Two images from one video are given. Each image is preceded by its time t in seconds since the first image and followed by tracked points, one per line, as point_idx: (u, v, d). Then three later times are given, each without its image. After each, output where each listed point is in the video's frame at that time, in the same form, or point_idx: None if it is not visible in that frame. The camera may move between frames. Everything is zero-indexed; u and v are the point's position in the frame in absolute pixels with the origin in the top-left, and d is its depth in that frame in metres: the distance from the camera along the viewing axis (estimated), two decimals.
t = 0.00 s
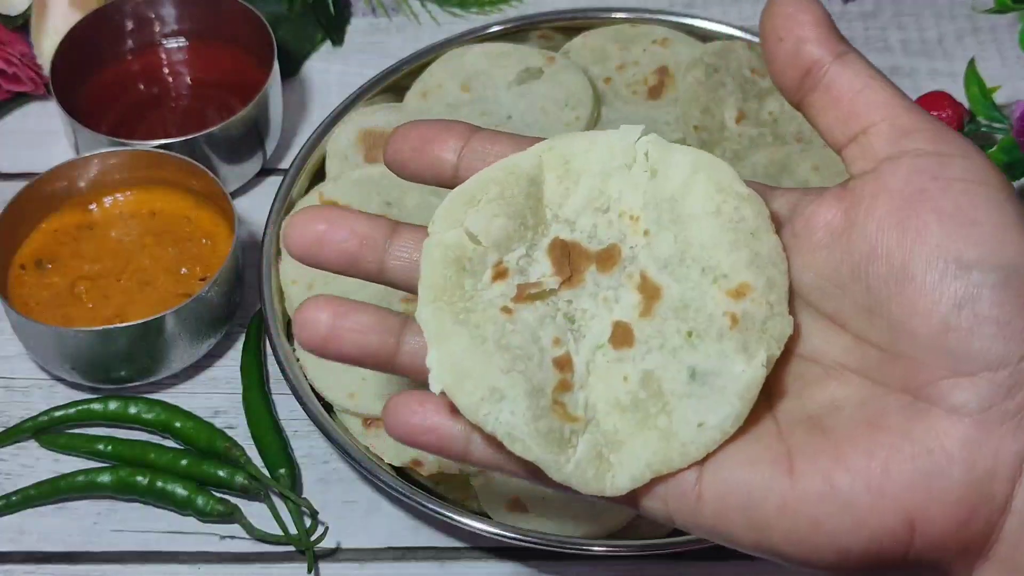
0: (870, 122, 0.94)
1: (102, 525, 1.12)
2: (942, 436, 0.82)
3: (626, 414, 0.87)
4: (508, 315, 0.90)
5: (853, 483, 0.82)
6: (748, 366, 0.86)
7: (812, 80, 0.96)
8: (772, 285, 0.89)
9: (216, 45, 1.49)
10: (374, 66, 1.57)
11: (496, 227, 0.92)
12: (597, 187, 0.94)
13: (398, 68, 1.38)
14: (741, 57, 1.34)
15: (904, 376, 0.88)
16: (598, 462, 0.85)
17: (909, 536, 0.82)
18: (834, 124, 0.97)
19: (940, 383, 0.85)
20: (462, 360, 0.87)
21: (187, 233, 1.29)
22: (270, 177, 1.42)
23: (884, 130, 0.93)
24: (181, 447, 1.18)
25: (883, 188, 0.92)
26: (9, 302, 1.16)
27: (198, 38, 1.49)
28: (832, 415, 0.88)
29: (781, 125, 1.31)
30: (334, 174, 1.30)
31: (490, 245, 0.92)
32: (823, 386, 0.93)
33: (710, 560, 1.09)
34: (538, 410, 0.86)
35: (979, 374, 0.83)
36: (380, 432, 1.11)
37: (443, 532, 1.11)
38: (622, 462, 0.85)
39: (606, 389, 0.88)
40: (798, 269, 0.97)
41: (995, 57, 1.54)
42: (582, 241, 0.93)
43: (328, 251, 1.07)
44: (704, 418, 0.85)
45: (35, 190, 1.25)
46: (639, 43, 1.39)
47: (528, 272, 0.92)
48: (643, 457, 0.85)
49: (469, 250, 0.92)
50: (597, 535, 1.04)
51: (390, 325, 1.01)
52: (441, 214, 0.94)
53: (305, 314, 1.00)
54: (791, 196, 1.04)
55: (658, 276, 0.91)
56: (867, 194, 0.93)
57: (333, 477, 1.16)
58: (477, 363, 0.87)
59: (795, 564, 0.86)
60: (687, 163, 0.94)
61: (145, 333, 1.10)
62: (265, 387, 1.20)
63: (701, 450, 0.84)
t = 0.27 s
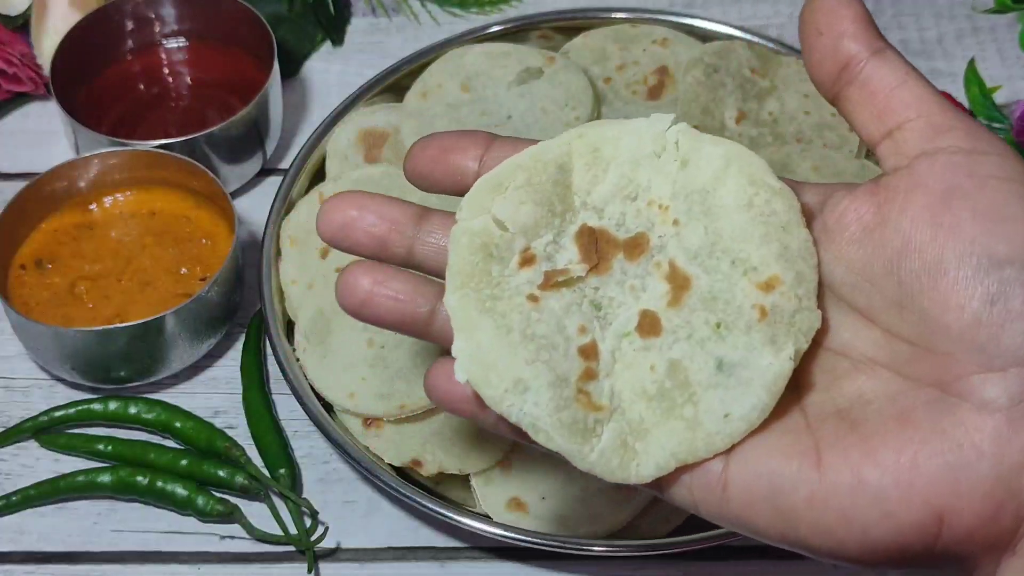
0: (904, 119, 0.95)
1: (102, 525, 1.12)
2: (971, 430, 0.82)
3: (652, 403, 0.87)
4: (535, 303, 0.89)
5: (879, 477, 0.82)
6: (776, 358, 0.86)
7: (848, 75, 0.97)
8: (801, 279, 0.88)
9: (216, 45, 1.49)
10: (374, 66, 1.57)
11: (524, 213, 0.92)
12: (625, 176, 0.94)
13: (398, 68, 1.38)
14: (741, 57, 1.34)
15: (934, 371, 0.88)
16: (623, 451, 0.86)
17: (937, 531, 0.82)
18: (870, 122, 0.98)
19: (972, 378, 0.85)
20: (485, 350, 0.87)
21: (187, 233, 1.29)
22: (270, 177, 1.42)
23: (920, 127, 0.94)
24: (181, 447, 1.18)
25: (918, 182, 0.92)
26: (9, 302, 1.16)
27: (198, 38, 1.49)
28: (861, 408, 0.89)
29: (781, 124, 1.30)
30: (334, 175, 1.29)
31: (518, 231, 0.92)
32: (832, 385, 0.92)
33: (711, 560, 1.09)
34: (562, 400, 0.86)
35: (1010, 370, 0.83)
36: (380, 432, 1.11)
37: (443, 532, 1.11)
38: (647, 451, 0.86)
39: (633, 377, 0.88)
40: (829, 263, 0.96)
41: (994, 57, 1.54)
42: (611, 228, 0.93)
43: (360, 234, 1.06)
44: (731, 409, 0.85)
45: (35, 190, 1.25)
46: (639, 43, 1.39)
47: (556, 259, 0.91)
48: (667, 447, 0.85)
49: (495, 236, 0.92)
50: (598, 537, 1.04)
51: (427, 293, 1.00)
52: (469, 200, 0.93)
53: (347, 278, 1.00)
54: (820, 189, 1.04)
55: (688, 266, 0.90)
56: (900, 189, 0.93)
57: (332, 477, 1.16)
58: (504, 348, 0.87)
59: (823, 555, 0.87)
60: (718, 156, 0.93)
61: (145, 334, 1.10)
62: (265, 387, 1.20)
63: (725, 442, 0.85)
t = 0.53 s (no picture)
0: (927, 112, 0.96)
1: (102, 525, 1.12)
2: (989, 416, 0.82)
3: (672, 382, 0.87)
4: (556, 281, 0.89)
5: (895, 460, 0.82)
6: (799, 344, 0.86)
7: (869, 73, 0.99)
8: (824, 265, 0.89)
9: (216, 45, 1.49)
10: (374, 66, 1.57)
11: (547, 190, 0.92)
12: (648, 156, 0.94)
13: (398, 68, 1.38)
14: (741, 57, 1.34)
15: (952, 358, 0.88)
16: (641, 431, 0.86)
17: (952, 516, 0.81)
18: (889, 118, 0.99)
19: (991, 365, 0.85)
20: (508, 329, 0.87)
21: (187, 233, 1.29)
22: (270, 177, 1.42)
23: (940, 120, 0.96)
24: (181, 447, 1.18)
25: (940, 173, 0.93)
26: (10, 302, 1.16)
27: (198, 38, 1.49)
28: (878, 393, 0.89)
29: (781, 124, 1.30)
30: (334, 174, 1.29)
31: (540, 208, 0.91)
32: (848, 371, 0.93)
33: (711, 559, 1.09)
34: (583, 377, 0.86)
35: None
36: (380, 432, 1.11)
37: (444, 532, 1.11)
38: (666, 431, 0.86)
39: (655, 355, 0.88)
40: (850, 250, 0.97)
41: (994, 58, 1.54)
42: (634, 208, 0.92)
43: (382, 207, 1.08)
44: (751, 392, 0.86)
45: (35, 190, 1.24)
46: (639, 43, 1.39)
47: (578, 237, 0.91)
48: (687, 427, 0.85)
49: (517, 213, 0.91)
50: (598, 536, 1.04)
51: (450, 263, 1.00)
52: (493, 177, 0.94)
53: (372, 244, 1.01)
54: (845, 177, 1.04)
55: (712, 249, 0.90)
56: (923, 179, 0.94)
57: (333, 477, 1.15)
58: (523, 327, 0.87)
59: (839, 540, 0.87)
60: (747, 140, 0.93)
61: (145, 334, 1.10)
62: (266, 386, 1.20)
63: (745, 423, 0.85)
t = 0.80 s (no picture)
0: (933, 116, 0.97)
1: (102, 525, 1.12)
2: (993, 414, 0.81)
3: (683, 377, 0.87)
4: (569, 276, 0.89)
5: (900, 458, 0.81)
6: (810, 341, 0.87)
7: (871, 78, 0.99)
8: (837, 268, 0.90)
9: (216, 45, 1.49)
10: (374, 66, 1.57)
11: (563, 186, 0.92)
12: (664, 157, 0.94)
13: (399, 68, 1.38)
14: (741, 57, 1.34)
15: (957, 358, 0.89)
16: (650, 423, 0.86)
17: (954, 513, 0.81)
18: (894, 122, 1.00)
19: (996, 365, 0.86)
20: (521, 321, 0.87)
21: (187, 233, 1.29)
22: (270, 177, 1.42)
23: (947, 126, 0.96)
24: (181, 447, 1.18)
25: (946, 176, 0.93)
26: (10, 302, 1.16)
27: (198, 38, 1.49)
28: (883, 392, 0.89)
29: (781, 124, 1.30)
30: (334, 174, 1.29)
31: (556, 204, 0.91)
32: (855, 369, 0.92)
33: (711, 560, 1.09)
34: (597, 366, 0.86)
35: None
36: (380, 432, 1.11)
37: (445, 532, 1.11)
38: (676, 424, 0.86)
39: (667, 350, 0.88)
40: (860, 254, 0.97)
41: (995, 58, 1.54)
42: (648, 207, 0.92)
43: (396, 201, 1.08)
44: (762, 387, 0.86)
45: (35, 190, 1.24)
46: (639, 43, 1.39)
47: (592, 234, 0.91)
48: (697, 421, 0.86)
49: (533, 207, 0.91)
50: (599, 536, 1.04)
51: (462, 257, 1.00)
52: (511, 171, 0.93)
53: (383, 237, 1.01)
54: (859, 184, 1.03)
55: (727, 248, 0.90)
56: (929, 183, 0.94)
57: (333, 477, 1.15)
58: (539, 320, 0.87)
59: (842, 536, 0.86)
60: (765, 144, 0.93)
61: (145, 334, 1.10)
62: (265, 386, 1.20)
63: (755, 418, 0.85)
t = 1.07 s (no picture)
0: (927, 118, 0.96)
1: (102, 525, 1.12)
2: (982, 420, 0.82)
3: (681, 399, 0.87)
4: (563, 304, 0.90)
5: (890, 464, 0.82)
6: (806, 355, 0.86)
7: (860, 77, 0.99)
8: (829, 283, 0.89)
9: (216, 45, 1.49)
10: (374, 67, 1.57)
11: (552, 222, 0.93)
12: (652, 190, 0.95)
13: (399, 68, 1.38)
14: (741, 57, 1.34)
15: (947, 366, 0.88)
16: (651, 442, 0.85)
17: (944, 518, 0.82)
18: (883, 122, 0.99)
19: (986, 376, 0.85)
20: (518, 348, 0.88)
21: (187, 234, 1.29)
22: (270, 177, 1.42)
23: (938, 128, 0.95)
24: (181, 447, 1.18)
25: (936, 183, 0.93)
26: (10, 302, 1.16)
27: (198, 38, 1.49)
28: (876, 400, 0.89)
29: (781, 124, 1.30)
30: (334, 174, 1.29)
31: (546, 240, 0.93)
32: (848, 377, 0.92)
33: (711, 559, 1.09)
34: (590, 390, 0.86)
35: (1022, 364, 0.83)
36: (380, 432, 1.11)
37: (445, 532, 1.11)
38: (676, 444, 0.85)
39: (666, 371, 0.88)
40: (853, 266, 0.96)
41: (995, 58, 1.54)
42: (637, 239, 0.94)
43: (419, 223, 1.05)
44: (761, 403, 0.85)
45: (35, 190, 1.24)
46: (639, 43, 1.39)
47: (582, 267, 0.92)
48: (697, 440, 0.84)
49: (524, 242, 0.93)
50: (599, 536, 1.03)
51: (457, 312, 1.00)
52: (506, 207, 0.96)
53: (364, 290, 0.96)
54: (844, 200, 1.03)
55: (718, 272, 0.90)
56: (918, 190, 0.94)
57: (333, 477, 1.16)
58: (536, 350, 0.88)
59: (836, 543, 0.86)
60: (748, 176, 0.93)
61: (145, 334, 1.10)
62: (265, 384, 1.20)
63: (755, 434, 0.84)
